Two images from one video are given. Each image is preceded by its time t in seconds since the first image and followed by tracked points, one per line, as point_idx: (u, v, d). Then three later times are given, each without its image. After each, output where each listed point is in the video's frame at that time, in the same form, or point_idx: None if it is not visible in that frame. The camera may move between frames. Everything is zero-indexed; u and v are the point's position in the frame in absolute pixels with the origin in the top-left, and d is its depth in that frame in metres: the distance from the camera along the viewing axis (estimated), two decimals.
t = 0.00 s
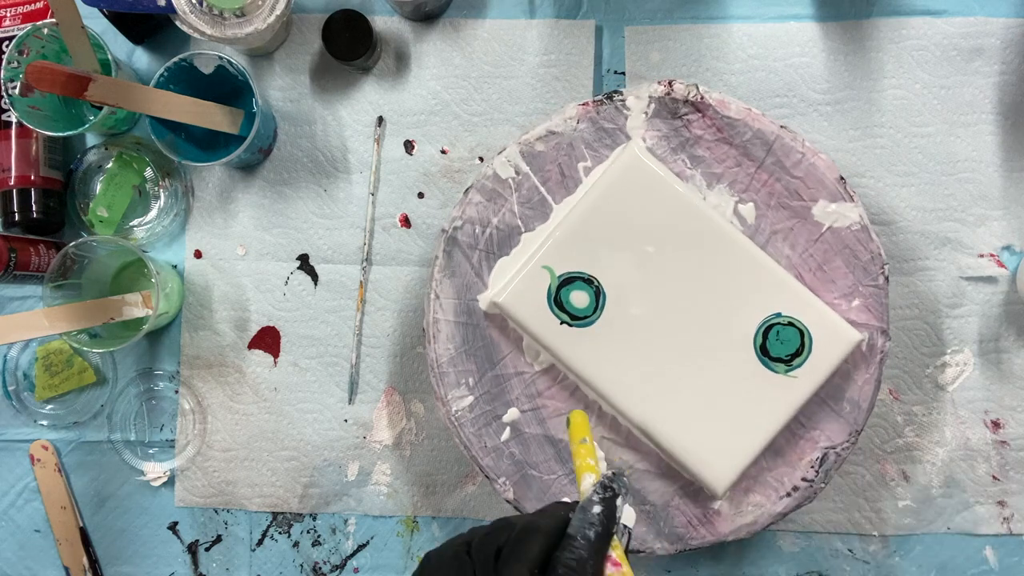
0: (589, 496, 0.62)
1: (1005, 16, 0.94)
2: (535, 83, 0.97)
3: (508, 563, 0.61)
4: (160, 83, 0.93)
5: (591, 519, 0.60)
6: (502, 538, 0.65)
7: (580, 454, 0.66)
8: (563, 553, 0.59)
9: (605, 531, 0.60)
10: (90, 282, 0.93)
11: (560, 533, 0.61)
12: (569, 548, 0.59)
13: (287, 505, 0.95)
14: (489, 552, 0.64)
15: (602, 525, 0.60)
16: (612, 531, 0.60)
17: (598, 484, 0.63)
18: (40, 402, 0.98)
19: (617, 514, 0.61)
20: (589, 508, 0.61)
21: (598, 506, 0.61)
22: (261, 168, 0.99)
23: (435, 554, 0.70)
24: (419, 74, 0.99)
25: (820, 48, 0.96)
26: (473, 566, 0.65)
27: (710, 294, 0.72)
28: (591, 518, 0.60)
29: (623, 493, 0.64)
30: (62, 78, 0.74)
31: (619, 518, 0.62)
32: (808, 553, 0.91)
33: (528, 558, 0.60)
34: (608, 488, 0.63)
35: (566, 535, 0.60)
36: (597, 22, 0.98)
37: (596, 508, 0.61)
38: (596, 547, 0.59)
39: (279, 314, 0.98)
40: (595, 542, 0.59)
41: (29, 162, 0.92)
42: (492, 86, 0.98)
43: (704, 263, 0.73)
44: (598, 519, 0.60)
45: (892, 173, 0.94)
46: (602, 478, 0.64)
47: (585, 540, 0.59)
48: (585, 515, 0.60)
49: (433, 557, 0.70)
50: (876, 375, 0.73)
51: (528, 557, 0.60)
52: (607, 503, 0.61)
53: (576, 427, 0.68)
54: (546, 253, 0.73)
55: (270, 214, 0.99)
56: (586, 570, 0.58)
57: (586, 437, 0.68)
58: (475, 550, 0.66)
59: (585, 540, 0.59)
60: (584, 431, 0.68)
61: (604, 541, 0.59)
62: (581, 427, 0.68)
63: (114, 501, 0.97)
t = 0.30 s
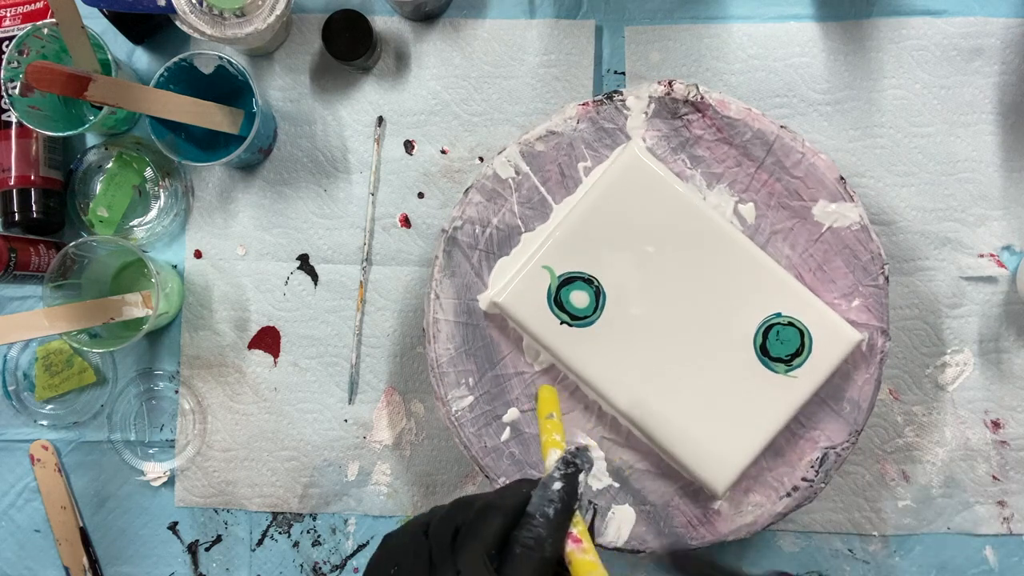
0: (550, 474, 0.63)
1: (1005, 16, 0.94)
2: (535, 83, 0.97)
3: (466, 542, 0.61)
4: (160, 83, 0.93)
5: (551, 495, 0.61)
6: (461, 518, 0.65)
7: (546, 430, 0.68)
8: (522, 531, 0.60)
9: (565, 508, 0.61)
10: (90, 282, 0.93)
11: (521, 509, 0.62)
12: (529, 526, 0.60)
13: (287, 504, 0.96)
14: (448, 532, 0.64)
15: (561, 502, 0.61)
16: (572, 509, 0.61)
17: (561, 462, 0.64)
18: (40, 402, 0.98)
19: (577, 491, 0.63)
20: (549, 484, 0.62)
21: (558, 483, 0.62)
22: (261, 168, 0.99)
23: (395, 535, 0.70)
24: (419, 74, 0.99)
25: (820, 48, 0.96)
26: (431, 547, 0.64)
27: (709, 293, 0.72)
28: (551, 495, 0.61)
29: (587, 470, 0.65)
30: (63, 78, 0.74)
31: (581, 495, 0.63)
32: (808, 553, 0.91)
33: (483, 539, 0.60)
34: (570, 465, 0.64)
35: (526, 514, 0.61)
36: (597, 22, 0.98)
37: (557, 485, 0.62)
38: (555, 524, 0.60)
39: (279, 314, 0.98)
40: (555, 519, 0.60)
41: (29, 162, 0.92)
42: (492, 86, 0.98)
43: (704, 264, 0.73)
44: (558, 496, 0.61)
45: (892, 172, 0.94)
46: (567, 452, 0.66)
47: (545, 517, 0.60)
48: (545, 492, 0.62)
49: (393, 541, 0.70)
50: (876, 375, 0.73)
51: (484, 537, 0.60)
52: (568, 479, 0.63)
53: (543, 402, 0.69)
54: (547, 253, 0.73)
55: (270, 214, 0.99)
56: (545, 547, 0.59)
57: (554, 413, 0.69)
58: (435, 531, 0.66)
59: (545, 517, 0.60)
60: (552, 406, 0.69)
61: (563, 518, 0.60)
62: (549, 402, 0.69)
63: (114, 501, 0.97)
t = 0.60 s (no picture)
0: (559, 478, 0.62)
1: (1005, 16, 0.94)
2: (535, 83, 0.97)
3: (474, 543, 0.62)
4: (160, 84, 0.93)
5: (559, 500, 0.60)
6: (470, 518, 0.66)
7: (553, 436, 0.66)
8: (528, 534, 0.60)
9: (572, 513, 0.60)
10: (90, 282, 0.93)
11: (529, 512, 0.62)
12: (535, 529, 0.60)
13: (287, 504, 0.95)
14: (457, 532, 0.65)
15: (570, 507, 0.60)
16: (579, 514, 0.60)
17: (569, 466, 0.62)
18: (40, 402, 0.98)
19: (586, 496, 0.61)
20: (557, 489, 0.61)
21: (566, 489, 0.60)
22: (261, 168, 0.99)
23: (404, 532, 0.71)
24: (419, 74, 0.99)
25: (820, 48, 0.96)
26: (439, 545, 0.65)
27: (708, 292, 0.72)
28: (559, 499, 0.60)
29: (598, 473, 0.63)
30: (63, 78, 0.74)
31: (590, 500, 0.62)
32: (808, 553, 0.90)
33: (492, 539, 0.61)
34: (579, 470, 0.62)
35: (534, 517, 0.61)
36: (597, 22, 0.98)
37: (565, 490, 0.61)
38: (561, 528, 0.59)
39: (279, 314, 0.98)
40: (561, 524, 0.60)
41: (29, 162, 0.92)
42: (492, 86, 0.98)
43: (701, 263, 0.73)
44: (566, 502, 0.60)
45: (892, 172, 0.94)
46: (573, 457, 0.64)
47: (551, 521, 0.60)
48: (553, 496, 0.60)
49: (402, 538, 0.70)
50: (880, 356, 0.74)
51: (494, 538, 0.61)
52: (577, 485, 0.61)
53: (552, 409, 0.68)
54: (542, 264, 0.73)
55: (270, 214, 0.99)
56: (551, 550, 0.59)
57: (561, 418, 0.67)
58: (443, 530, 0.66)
59: (551, 521, 0.60)
60: (558, 412, 0.68)
61: (571, 522, 0.60)
62: (557, 409, 0.68)
63: (114, 502, 0.97)
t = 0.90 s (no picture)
0: (557, 483, 0.61)
1: (1005, 16, 0.94)
2: (535, 83, 0.97)
3: (473, 544, 0.62)
4: (160, 84, 0.93)
5: (557, 505, 0.60)
6: (470, 520, 0.66)
7: (558, 440, 0.63)
8: (526, 537, 0.60)
9: (570, 519, 0.59)
10: (90, 282, 0.93)
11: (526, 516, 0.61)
12: (533, 533, 0.60)
13: (287, 505, 0.96)
14: (457, 534, 0.65)
15: (567, 512, 0.60)
16: (577, 519, 0.60)
17: (568, 472, 0.61)
18: (40, 402, 0.98)
19: (583, 502, 0.60)
20: (555, 494, 0.60)
21: (565, 494, 0.60)
22: (261, 168, 0.99)
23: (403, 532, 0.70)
24: (419, 74, 0.99)
25: (820, 48, 0.96)
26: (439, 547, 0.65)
27: (689, 278, 0.72)
28: (556, 504, 0.60)
29: (597, 478, 0.61)
30: (63, 77, 0.74)
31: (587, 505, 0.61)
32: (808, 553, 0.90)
33: (491, 541, 0.61)
34: (577, 476, 0.61)
35: (532, 520, 0.61)
36: (597, 22, 0.98)
37: (563, 495, 0.60)
38: (559, 532, 0.59)
39: (279, 314, 0.98)
40: (558, 528, 0.59)
41: (29, 162, 0.92)
42: (492, 85, 0.98)
43: (670, 247, 0.73)
44: (563, 507, 0.60)
45: (892, 172, 0.94)
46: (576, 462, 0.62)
47: (548, 525, 0.59)
48: (550, 501, 0.60)
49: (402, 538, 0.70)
50: (856, 220, 0.75)
51: (492, 540, 0.61)
52: (575, 490, 0.60)
53: (559, 412, 0.65)
54: (527, 336, 0.72)
55: (270, 214, 0.99)
56: (547, 554, 0.59)
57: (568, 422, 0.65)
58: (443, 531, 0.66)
59: (548, 525, 0.59)
60: (565, 416, 0.65)
61: (568, 527, 0.59)
62: (564, 412, 0.65)
63: (114, 501, 0.97)
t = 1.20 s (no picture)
0: (569, 500, 0.61)
1: (1006, 16, 0.94)
2: (535, 83, 0.97)
3: (485, 555, 0.62)
4: (160, 83, 0.93)
5: (569, 522, 0.60)
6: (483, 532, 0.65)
7: (573, 457, 0.66)
8: (537, 552, 0.60)
9: (581, 537, 0.60)
10: (90, 282, 0.93)
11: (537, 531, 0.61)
12: (544, 548, 0.60)
13: (287, 505, 0.96)
14: (470, 545, 0.64)
15: (579, 530, 0.60)
16: (587, 537, 0.60)
17: (580, 491, 0.62)
18: (40, 402, 0.98)
19: (594, 521, 0.61)
20: (567, 511, 0.60)
21: (576, 511, 0.60)
22: (261, 168, 1.00)
23: (420, 542, 0.71)
24: (419, 74, 0.99)
25: (820, 48, 0.96)
26: (454, 557, 0.65)
27: (685, 275, 0.72)
28: (568, 521, 0.60)
29: (608, 499, 0.62)
30: (62, 78, 0.74)
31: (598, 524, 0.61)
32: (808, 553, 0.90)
33: (502, 554, 0.60)
34: (589, 495, 0.61)
35: (543, 535, 0.61)
36: (597, 22, 0.98)
37: (575, 512, 0.60)
38: (569, 549, 0.59)
39: (279, 314, 0.98)
40: (568, 546, 0.60)
41: (29, 162, 0.92)
42: (492, 86, 0.98)
43: (664, 249, 0.73)
44: (575, 524, 0.60)
45: (892, 172, 0.94)
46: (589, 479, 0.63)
47: (559, 542, 0.60)
48: (562, 518, 0.60)
49: (418, 548, 0.70)
50: (842, 199, 0.74)
51: (504, 553, 0.60)
52: (587, 509, 0.60)
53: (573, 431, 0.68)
54: (530, 348, 0.73)
55: (270, 214, 0.99)
56: (557, 570, 0.59)
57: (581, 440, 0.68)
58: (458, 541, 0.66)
59: (559, 542, 0.60)
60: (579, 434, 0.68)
61: (578, 544, 0.60)
62: (578, 431, 0.68)
63: (114, 501, 0.97)
